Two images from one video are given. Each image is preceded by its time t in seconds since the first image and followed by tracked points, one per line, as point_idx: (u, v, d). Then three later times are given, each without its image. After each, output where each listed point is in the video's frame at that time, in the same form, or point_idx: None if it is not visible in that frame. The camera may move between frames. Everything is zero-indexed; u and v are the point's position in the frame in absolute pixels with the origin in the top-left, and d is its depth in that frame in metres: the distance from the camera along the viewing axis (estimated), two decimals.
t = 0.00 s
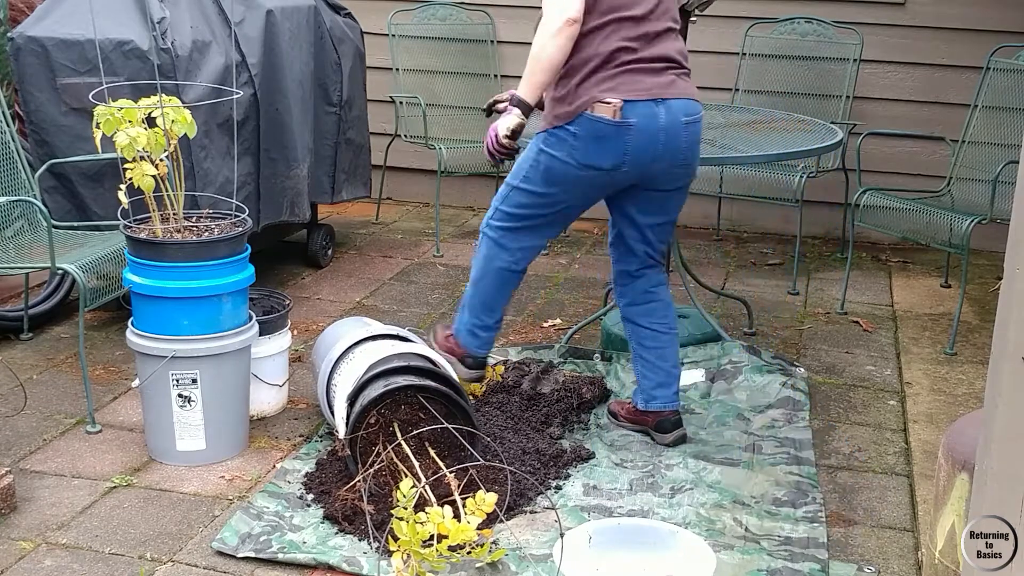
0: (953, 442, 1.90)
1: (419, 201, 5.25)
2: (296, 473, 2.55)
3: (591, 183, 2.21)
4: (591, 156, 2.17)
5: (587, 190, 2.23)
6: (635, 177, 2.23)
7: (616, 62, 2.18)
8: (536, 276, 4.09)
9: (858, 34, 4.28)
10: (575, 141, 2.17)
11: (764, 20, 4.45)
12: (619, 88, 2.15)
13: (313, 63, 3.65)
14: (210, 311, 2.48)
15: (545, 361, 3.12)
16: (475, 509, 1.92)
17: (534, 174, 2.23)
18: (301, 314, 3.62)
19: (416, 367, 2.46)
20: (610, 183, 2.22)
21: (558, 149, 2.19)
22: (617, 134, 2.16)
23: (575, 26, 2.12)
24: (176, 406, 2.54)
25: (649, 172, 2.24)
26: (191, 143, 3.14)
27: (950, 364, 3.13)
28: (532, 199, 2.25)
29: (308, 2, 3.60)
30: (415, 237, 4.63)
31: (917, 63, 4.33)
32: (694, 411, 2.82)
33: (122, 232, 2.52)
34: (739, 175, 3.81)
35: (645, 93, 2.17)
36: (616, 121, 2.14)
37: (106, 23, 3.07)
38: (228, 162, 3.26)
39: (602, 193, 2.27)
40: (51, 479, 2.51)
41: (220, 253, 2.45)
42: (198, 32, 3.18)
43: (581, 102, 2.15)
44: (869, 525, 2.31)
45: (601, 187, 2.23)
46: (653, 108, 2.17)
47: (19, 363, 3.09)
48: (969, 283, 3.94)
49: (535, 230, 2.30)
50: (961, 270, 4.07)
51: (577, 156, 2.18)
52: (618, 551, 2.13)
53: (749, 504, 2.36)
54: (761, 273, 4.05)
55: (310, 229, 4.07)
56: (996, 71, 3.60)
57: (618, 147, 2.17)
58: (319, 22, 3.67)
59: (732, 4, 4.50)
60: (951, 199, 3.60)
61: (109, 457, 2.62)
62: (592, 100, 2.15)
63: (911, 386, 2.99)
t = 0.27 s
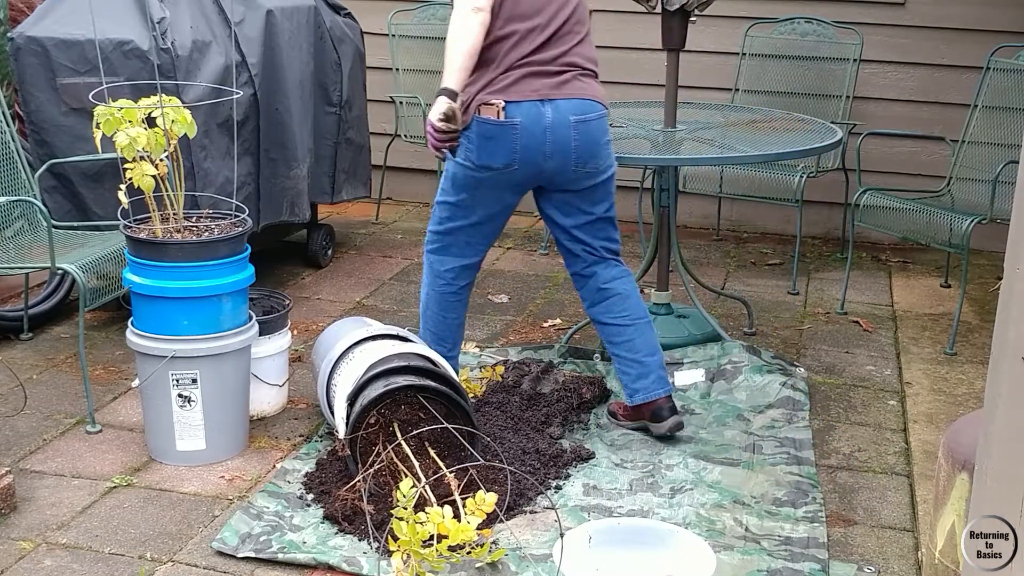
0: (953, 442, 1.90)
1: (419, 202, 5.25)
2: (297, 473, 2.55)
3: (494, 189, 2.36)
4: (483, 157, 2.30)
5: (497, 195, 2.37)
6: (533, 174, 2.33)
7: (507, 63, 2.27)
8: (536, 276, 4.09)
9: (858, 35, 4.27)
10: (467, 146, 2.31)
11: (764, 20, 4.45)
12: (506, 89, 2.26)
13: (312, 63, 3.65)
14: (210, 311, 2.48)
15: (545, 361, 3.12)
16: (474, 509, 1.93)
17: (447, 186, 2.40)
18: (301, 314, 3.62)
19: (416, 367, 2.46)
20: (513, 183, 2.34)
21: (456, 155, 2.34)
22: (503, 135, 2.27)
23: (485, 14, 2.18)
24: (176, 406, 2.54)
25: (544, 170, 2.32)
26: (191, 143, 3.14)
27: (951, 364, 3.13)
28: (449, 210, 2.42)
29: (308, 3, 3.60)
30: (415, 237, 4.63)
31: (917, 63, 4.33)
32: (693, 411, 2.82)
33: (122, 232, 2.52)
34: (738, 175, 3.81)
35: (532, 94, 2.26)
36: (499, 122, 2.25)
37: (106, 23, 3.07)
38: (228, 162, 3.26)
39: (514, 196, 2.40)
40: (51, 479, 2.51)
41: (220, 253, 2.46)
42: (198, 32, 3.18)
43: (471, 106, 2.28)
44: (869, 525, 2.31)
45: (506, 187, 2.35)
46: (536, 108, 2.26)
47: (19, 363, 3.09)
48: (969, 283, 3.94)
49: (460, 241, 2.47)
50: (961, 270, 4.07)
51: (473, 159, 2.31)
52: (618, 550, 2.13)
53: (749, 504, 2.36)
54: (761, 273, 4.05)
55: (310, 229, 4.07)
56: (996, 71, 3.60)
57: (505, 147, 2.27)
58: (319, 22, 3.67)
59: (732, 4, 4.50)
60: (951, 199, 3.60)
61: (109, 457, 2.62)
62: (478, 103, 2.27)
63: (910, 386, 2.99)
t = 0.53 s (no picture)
0: (953, 441, 1.90)
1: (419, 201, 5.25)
2: (297, 472, 2.55)
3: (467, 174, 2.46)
4: (460, 139, 2.40)
5: (467, 181, 2.47)
6: (505, 152, 2.47)
7: (473, 45, 2.41)
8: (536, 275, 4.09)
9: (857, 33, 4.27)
10: (444, 132, 2.40)
11: (764, 20, 4.44)
12: (479, 71, 2.38)
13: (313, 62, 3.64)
14: (210, 311, 2.48)
15: (545, 361, 3.12)
16: (474, 508, 1.94)
17: (418, 182, 2.47)
18: (301, 313, 3.62)
19: (416, 366, 2.46)
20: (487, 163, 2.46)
21: (431, 142, 2.42)
22: (482, 115, 2.39)
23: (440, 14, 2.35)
24: (176, 405, 2.54)
25: (516, 146, 2.47)
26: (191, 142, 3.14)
27: (951, 364, 3.13)
28: (422, 206, 2.49)
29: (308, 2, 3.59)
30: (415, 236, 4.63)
31: (918, 63, 4.33)
32: (694, 410, 2.82)
33: (123, 232, 2.53)
34: (739, 174, 3.81)
35: (505, 75, 2.41)
36: (479, 102, 2.37)
37: (106, 22, 3.07)
38: (228, 161, 3.26)
39: (479, 177, 2.51)
40: (51, 478, 2.51)
41: (220, 252, 2.46)
42: (198, 32, 3.18)
43: (445, 90, 2.38)
44: (870, 524, 2.31)
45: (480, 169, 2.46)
46: (510, 88, 2.41)
47: (19, 362, 3.09)
48: (970, 282, 3.93)
49: (437, 234, 2.55)
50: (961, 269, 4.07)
51: (450, 143, 2.41)
52: (618, 549, 2.13)
53: (750, 503, 2.36)
54: (762, 273, 4.05)
55: (310, 228, 4.07)
56: (996, 70, 3.60)
57: (485, 126, 2.39)
58: (319, 21, 3.67)
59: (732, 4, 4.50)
60: (951, 198, 3.59)
61: (109, 457, 2.62)
62: (453, 86, 2.37)
63: (911, 385, 2.99)
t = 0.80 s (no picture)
0: (953, 440, 1.90)
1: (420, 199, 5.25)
2: (297, 470, 2.55)
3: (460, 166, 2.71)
4: (470, 130, 2.64)
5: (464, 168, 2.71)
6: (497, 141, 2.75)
7: (473, 40, 2.61)
8: (536, 273, 4.09)
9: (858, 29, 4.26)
10: (456, 124, 2.61)
11: (765, 17, 4.42)
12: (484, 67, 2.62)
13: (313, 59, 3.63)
14: (210, 309, 2.48)
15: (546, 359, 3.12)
16: (475, 506, 1.95)
17: (421, 176, 2.65)
18: (301, 311, 3.62)
19: (416, 365, 2.46)
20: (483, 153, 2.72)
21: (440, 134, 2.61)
22: (489, 107, 2.64)
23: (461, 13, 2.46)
24: (176, 402, 2.54)
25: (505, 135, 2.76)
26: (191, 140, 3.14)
27: (951, 362, 3.13)
28: (424, 198, 2.67)
29: None
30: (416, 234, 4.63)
31: (919, 60, 4.33)
32: (694, 408, 2.82)
33: (124, 230, 2.53)
34: (739, 172, 3.81)
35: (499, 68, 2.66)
36: (489, 94, 2.62)
37: (106, 20, 3.07)
38: (229, 159, 3.26)
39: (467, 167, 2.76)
40: (52, 476, 2.51)
41: (220, 250, 2.46)
42: (198, 29, 3.17)
43: (459, 85, 2.59)
44: (870, 522, 2.31)
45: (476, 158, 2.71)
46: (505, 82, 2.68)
47: (20, 360, 3.09)
48: (970, 280, 3.93)
49: (432, 225, 2.73)
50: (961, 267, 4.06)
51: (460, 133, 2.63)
52: (618, 547, 2.14)
53: (750, 501, 2.36)
54: (762, 271, 4.05)
55: (311, 226, 4.07)
56: (996, 68, 3.61)
57: (494, 116, 2.66)
58: (319, 19, 3.66)
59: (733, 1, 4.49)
60: (952, 196, 3.59)
61: (110, 455, 2.62)
62: (468, 81, 2.59)
63: (911, 383, 2.99)
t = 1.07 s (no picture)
0: (953, 438, 1.90)
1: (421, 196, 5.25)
2: (298, 467, 2.55)
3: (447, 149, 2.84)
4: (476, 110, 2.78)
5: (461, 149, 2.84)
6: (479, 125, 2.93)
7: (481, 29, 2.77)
8: (537, 270, 4.09)
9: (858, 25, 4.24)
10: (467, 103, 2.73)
11: (765, 14, 4.43)
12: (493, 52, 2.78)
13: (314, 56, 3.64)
14: (211, 305, 2.49)
15: (546, 356, 3.12)
16: (475, 503, 1.94)
17: (437, 155, 2.72)
18: (302, 307, 3.62)
19: (417, 361, 2.47)
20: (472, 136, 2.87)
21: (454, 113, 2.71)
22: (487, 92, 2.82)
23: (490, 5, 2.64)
24: (177, 399, 2.55)
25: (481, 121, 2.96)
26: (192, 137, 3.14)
27: (952, 358, 3.13)
28: (432, 178, 2.75)
29: None
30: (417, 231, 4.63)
31: (920, 57, 4.33)
32: (695, 405, 2.82)
33: (124, 227, 2.53)
34: (740, 169, 3.81)
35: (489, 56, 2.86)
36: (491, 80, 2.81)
37: (107, 17, 3.07)
38: (230, 156, 3.26)
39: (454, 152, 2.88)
40: (52, 472, 2.52)
41: (221, 247, 2.47)
42: (199, 26, 3.17)
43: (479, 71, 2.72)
44: (871, 519, 2.32)
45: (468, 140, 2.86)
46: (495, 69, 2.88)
47: (20, 357, 3.09)
48: (971, 277, 3.93)
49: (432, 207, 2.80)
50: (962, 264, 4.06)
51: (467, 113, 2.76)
52: (618, 543, 2.13)
53: (750, 498, 2.36)
54: (763, 267, 4.05)
55: (311, 224, 4.07)
56: (997, 65, 3.60)
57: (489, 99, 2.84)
58: (319, 16, 3.66)
59: None
60: (953, 193, 3.59)
61: (110, 451, 2.62)
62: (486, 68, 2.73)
63: (912, 380, 2.99)
